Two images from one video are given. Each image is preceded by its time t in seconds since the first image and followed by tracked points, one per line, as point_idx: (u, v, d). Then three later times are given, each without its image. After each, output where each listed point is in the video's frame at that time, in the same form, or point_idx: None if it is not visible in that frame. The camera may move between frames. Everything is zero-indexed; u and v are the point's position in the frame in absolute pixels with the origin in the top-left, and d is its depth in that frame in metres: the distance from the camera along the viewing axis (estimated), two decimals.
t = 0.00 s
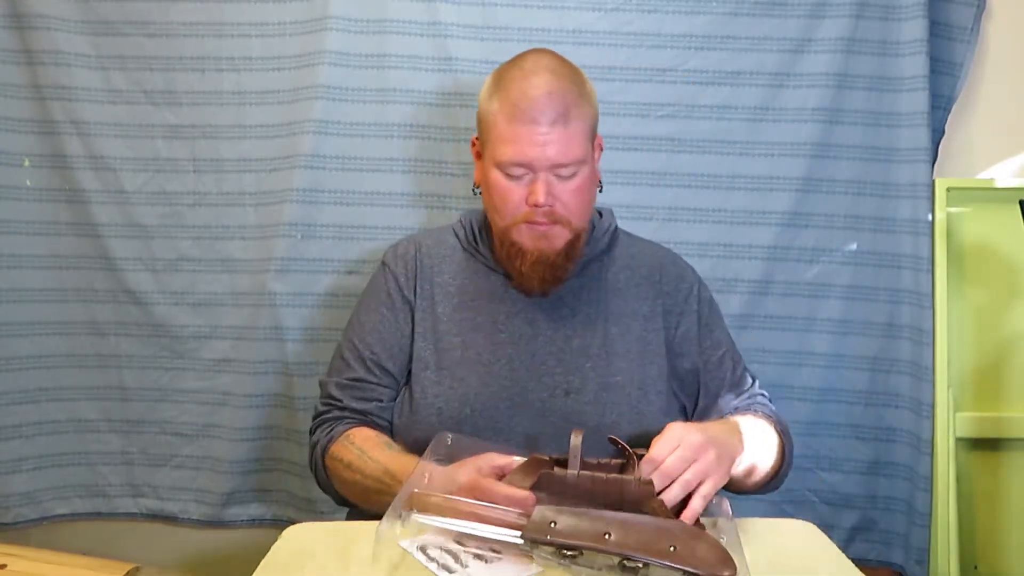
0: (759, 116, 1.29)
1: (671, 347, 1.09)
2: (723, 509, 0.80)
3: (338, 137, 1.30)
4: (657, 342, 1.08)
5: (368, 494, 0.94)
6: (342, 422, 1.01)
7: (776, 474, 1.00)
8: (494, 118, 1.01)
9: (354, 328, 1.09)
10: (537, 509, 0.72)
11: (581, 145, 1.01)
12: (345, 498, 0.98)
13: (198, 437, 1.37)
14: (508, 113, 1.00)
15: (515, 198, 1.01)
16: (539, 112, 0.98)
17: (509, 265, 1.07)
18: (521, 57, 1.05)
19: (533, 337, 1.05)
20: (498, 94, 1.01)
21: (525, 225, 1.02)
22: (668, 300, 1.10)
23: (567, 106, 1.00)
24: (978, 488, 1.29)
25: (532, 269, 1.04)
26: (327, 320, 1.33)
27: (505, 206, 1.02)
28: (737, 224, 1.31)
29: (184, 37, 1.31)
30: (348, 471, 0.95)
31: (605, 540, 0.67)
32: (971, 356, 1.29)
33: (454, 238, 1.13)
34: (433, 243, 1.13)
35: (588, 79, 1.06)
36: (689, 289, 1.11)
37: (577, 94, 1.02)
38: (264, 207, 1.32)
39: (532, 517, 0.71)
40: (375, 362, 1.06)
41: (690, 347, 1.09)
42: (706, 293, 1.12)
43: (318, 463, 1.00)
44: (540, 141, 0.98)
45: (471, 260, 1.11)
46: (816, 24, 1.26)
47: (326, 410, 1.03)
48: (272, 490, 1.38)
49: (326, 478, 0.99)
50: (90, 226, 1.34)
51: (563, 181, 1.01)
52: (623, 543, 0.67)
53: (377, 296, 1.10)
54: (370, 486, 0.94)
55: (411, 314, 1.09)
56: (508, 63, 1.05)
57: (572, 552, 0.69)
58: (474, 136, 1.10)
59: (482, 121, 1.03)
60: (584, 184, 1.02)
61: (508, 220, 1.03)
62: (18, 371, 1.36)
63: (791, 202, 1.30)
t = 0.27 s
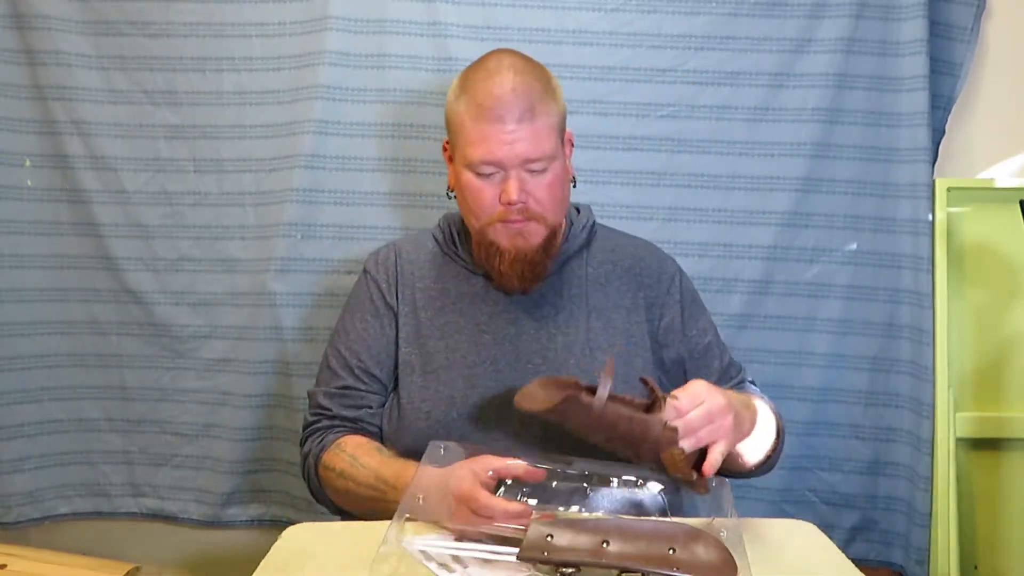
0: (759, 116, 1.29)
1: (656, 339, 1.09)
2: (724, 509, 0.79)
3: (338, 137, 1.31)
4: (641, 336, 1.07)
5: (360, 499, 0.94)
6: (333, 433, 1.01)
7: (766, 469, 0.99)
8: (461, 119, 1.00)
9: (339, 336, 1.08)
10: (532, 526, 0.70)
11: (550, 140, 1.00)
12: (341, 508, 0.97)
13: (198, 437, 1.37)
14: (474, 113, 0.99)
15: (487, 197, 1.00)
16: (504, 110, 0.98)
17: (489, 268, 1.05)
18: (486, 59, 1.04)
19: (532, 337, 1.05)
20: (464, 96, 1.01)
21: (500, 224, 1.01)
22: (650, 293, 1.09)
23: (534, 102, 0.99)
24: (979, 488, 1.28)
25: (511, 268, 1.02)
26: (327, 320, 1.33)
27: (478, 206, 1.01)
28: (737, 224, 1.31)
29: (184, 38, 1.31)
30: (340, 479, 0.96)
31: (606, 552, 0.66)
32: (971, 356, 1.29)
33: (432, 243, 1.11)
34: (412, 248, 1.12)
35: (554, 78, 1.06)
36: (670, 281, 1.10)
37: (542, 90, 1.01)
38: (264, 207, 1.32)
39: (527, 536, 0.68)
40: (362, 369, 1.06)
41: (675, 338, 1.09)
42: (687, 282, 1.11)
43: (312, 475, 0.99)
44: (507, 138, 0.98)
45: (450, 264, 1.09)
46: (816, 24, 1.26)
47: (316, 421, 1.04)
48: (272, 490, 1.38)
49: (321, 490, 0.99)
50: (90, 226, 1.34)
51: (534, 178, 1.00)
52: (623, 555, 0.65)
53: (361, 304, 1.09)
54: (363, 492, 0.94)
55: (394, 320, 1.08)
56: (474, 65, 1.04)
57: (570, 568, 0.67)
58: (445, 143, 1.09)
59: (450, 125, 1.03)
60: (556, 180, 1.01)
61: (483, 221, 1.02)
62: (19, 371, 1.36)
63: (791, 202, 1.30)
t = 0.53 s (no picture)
0: (759, 116, 1.29)
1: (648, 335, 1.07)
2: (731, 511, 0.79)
3: (338, 137, 1.31)
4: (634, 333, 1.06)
5: (355, 486, 0.94)
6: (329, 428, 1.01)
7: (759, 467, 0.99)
8: (448, 114, 1.01)
9: (334, 341, 1.09)
10: (544, 505, 0.73)
11: (538, 129, 0.99)
12: (335, 499, 0.97)
13: (198, 436, 1.37)
14: (461, 108, 0.99)
15: (480, 191, 1.00)
16: (490, 103, 0.98)
17: (485, 263, 1.05)
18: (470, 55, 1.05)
19: (532, 337, 1.05)
20: (451, 92, 1.01)
21: (493, 217, 1.01)
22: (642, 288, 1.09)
23: (520, 92, 0.99)
24: (979, 488, 1.29)
25: (507, 261, 1.02)
26: (327, 320, 1.33)
27: (471, 201, 1.01)
28: (737, 224, 1.31)
29: (184, 38, 1.31)
30: (336, 466, 0.96)
31: (610, 536, 0.68)
32: (971, 356, 1.29)
33: (424, 247, 1.12)
34: (405, 252, 1.12)
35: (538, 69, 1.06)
36: (662, 275, 1.10)
37: (528, 82, 1.01)
38: (264, 207, 1.32)
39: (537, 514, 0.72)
40: (359, 372, 1.06)
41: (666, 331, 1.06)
42: (678, 277, 1.11)
43: (307, 468, 0.99)
44: (495, 129, 0.97)
45: (442, 267, 1.09)
46: (816, 24, 1.26)
47: (313, 420, 1.04)
48: (272, 490, 1.38)
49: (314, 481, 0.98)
50: (91, 226, 1.34)
51: (525, 168, 0.99)
52: (628, 539, 0.67)
53: (355, 308, 1.09)
54: (358, 478, 0.94)
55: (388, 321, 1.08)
56: (460, 62, 1.05)
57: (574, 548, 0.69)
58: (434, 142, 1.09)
59: (438, 122, 1.03)
60: (547, 169, 1.01)
61: (476, 215, 1.02)
62: (19, 371, 1.36)
63: (791, 202, 1.30)
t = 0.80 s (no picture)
0: (759, 116, 1.29)
1: (647, 334, 1.06)
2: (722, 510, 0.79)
3: (338, 137, 1.31)
4: (634, 332, 1.06)
5: (308, 453, 0.95)
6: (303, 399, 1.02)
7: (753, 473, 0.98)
8: (456, 109, 1.01)
9: (326, 326, 1.09)
10: (530, 518, 0.73)
11: (545, 125, 1.00)
12: (286, 464, 0.98)
13: (198, 436, 1.37)
14: (469, 102, 1.00)
15: (487, 185, 1.00)
16: (499, 97, 0.99)
17: (490, 261, 1.04)
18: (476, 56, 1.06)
19: (532, 337, 1.05)
20: (458, 88, 1.02)
21: (500, 212, 1.01)
22: (642, 290, 1.08)
23: (528, 88, 1.00)
24: (979, 488, 1.28)
25: (513, 257, 1.01)
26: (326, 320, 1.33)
27: (478, 196, 1.01)
28: (737, 224, 1.31)
29: (184, 38, 1.31)
30: (298, 430, 0.97)
31: (599, 543, 0.68)
32: (970, 356, 1.29)
33: (427, 245, 1.12)
34: (408, 249, 1.12)
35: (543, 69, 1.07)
36: (662, 276, 1.09)
37: (534, 80, 1.02)
38: (264, 207, 1.33)
39: (525, 526, 0.72)
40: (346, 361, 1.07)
41: (664, 332, 1.05)
42: (677, 278, 1.11)
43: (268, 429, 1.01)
44: (504, 123, 0.98)
45: (444, 266, 1.09)
46: (816, 25, 1.27)
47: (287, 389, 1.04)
48: (272, 490, 1.38)
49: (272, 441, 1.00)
50: (91, 226, 1.34)
51: (533, 163, 1.00)
52: (616, 545, 0.67)
53: (352, 300, 1.09)
54: (312, 443, 0.94)
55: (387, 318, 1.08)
56: (465, 62, 1.06)
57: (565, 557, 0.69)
58: (437, 142, 1.10)
59: (444, 118, 1.03)
60: (553, 165, 1.02)
61: (483, 210, 1.01)
62: (19, 371, 1.36)
63: (791, 202, 1.30)
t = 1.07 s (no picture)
0: (759, 116, 1.29)
1: (648, 336, 1.06)
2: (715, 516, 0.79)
3: (338, 137, 1.31)
4: (636, 333, 1.06)
5: (294, 441, 0.97)
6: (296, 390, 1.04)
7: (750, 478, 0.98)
8: (473, 103, 1.02)
9: (325, 322, 1.10)
10: (519, 534, 0.71)
11: (560, 124, 1.02)
12: (277, 451, 1.00)
13: (198, 436, 1.37)
14: (487, 96, 1.01)
15: (499, 179, 1.01)
16: (518, 93, 1.00)
17: (497, 257, 1.05)
18: (494, 52, 1.07)
19: (532, 337, 1.05)
20: (476, 82, 1.03)
21: (511, 207, 1.02)
22: (645, 292, 1.08)
23: (545, 86, 1.02)
24: (979, 488, 1.28)
25: (521, 253, 1.02)
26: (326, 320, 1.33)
27: (489, 189, 1.02)
28: (737, 224, 1.31)
29: (184, 38, 1.31)
30: (285, 418, 0.99)
31: (592, 556, 0.66)
32: (971, 356, 1.29)
33: (429, 245, 1.12)
34: (410, 248, 1.12)
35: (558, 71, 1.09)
36: (663, 278, 1.09)
37: (552, 80, 1.04)
38: (264, 207, 1.32)
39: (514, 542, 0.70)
40: (341, 358, 1.08)
41: (667, 334, 1.06)
42: (680, 280, 1.10)
43: (261, 416, 1.03)
44: (522, 118, 1.00)
45: (444, 266, 1.09)
46: (816, 24, 1.27)
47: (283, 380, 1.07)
48: (272, 490, 1.38)
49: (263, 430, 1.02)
50: (91, 226, 1.34)
51: (546, 160, 1.01)
52: (609, 556, 0.66)
53: (351, 298, 1.10)
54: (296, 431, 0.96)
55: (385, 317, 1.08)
56: (483, 58, 1.07)
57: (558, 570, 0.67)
58: (448, 136, 1.10)
59: (459, 112, 1.04)
60: (565, 164, 1.03)
61: (494, 205, 1.02)
62: (19, 371, 1.36)
63: (791, 202, 1.30)
